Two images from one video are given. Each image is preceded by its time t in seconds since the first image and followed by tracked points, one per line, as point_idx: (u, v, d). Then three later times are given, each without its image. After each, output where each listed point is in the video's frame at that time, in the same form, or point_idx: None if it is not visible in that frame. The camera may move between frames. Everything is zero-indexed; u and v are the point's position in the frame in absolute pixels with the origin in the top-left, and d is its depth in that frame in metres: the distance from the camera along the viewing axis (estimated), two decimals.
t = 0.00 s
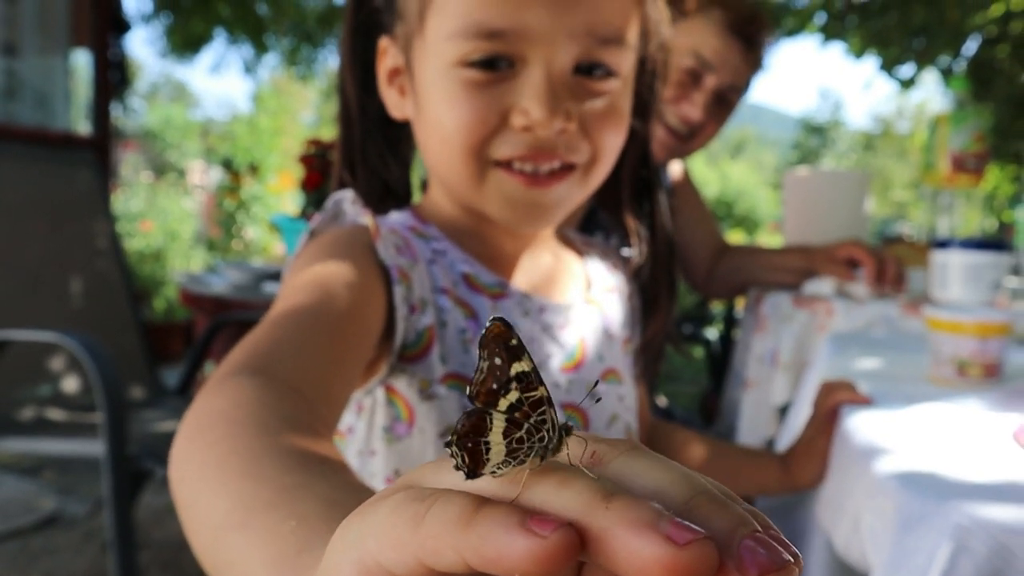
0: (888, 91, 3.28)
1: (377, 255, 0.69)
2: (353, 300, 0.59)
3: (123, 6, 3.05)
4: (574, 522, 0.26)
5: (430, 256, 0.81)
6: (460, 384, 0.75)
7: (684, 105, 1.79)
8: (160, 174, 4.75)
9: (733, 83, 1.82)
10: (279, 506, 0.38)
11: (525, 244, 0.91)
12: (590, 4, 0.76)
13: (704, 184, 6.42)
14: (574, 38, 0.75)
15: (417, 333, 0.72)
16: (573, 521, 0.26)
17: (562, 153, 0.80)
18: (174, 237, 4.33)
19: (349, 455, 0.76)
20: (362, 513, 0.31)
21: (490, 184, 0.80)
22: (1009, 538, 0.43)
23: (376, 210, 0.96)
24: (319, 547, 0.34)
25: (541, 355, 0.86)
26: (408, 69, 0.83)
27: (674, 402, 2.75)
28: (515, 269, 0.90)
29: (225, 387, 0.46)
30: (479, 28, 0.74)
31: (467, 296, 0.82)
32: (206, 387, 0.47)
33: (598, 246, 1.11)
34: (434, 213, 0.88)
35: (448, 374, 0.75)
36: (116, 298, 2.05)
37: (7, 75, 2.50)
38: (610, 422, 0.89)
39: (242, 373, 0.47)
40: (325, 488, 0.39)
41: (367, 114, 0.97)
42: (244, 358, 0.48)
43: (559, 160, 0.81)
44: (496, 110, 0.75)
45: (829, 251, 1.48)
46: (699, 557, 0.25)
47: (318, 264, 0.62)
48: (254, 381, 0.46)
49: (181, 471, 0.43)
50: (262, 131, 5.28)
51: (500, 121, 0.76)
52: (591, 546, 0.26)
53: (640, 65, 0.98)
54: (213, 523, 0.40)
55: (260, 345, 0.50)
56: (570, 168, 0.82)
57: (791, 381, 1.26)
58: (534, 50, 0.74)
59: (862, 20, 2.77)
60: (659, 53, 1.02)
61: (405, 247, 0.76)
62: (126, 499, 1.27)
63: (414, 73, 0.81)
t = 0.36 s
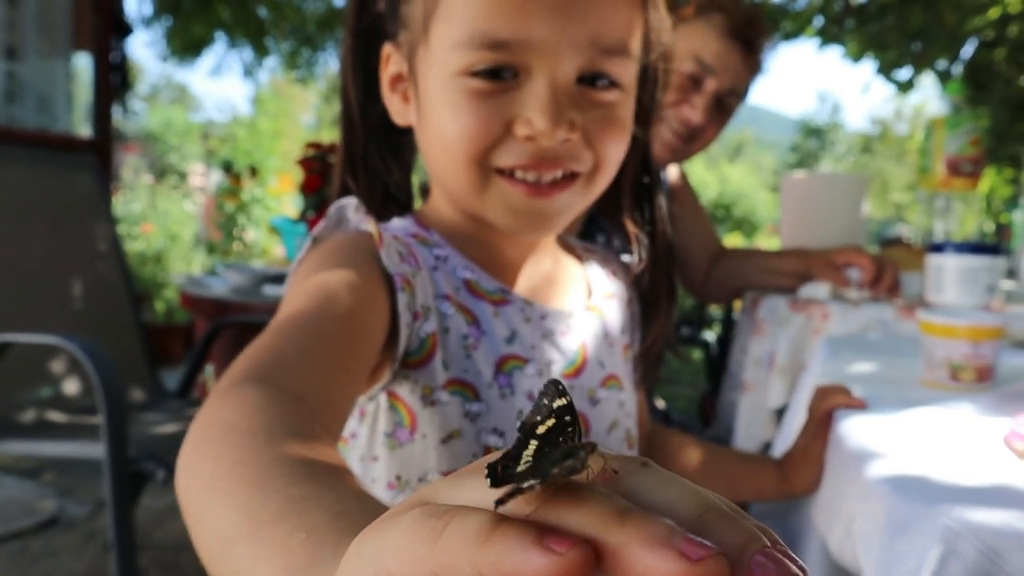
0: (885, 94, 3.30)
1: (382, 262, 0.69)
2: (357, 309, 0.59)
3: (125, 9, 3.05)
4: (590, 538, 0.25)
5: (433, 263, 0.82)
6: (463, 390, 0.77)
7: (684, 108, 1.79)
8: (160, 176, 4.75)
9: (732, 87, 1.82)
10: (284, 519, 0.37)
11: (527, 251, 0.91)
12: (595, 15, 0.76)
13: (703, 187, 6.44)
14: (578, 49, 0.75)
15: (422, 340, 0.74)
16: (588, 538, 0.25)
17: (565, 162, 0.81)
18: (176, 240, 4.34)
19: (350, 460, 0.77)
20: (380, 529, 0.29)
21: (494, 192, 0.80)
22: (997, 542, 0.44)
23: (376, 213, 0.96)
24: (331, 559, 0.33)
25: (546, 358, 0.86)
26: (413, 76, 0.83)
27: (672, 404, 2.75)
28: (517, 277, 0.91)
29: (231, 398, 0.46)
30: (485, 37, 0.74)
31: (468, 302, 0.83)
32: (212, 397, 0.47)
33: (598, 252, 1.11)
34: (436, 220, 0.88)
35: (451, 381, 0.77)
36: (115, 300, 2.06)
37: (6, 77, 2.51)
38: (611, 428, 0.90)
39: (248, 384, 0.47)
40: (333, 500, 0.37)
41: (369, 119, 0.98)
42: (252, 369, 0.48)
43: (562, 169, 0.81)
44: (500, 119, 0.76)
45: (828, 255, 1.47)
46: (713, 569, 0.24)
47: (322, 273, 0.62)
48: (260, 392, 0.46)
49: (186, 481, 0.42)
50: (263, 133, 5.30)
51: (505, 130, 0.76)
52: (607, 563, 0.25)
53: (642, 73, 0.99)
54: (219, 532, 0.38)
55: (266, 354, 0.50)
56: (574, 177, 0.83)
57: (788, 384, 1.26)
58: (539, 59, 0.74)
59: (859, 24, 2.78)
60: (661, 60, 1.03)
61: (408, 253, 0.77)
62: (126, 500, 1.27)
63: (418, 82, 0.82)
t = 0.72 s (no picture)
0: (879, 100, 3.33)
1: (387, 267, 0.70)
2: (362, 312, 0.61)
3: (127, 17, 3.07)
4: (595, 525, 0.22)
5: (436, 267, 0.83)
6: (465, 395, 0.79)
7: (680, 115, 1.81)
8: (160, 181, 4.77)
9: (727, 94, 1.85)
10: (290, 519, 0.37)
11: (528, 256, 0.93)
12: (598, 24, 0.76)
13: (699, 192, 6.47)
14: (582, 59, 0.76)
15: (425, 345, 0.75)
16: (594, 524, 0.22)
17: (566, 169, 0.82)
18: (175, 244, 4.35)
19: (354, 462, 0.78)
20: (397, 519, 0.28)
21: (496, 198, 0.82)
22: (986, 543, 0.46)
23: (380, 219, 0.99)
24: (338, 558, 0.33)
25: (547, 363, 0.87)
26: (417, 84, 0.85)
27: (668, 407, 2.77)
28: (519, 284, 0.93)
29: (240, 398, 0.47)
30: (488, 45, 0.75)
31: (471, 307, 0.84)
32: (220, 396, 0.48)
33: (598, 258, 1.13)
34: (439, 224, 0.90)
35: (453, 385, 0.78)
36: (116, 302, 2.03)
37: (8, 84, 2.52)
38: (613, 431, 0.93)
39: (256, 385, 0.48)
40: (338, 500, 0.38)
41: (374, 125, 0.99)
42: (260, 370, 0.50)
43: (563, 176, 0.83)
44: (503, 128, 0.77)
45: (820, 258, 1.44)
46: (721, 560, 0.21)
47: (328, 277, 0.64)
48: (267, 394, 0.47)
49: (191, 481, 0.43)
50: (261, 138, 5.32)
51: (508, 138, 0.77)
52: (616, 551, 0.21)
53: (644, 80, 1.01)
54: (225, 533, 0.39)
55: (274, 358, 0.51)
56: (575, 183, 0.84)
57: (783, 387, 1.30)
58: (542, 68, 0.74)
59: (854, 32, 2.81)
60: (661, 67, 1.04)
61: (412, 259, 0.78)
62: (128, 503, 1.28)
63: (423, 89, 0.83)
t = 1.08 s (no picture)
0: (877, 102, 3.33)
1: (387, 270, 0.70)
2: (362, 316, 0.61)
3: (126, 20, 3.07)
4: (603, 526, 0.21)
5: (436, 270, 0.83)
6: (466, 397, 0.79)
7: (678, 118, 1.81)
8: (159, 184, 4.76)
9: (726, 98, 1.85)
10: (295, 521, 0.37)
11: (527, 259, 0.94)
12: (598, 28, 0.76)
13: (698, 195, 6.47)
14: (581, 63, 0.76)
15: (426, 347, 0.75)
16: (601, 525, 0.21)
17: (566, 173, 0.82)
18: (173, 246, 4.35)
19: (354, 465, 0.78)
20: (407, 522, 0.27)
21: (495, 202, 0.82)
22: (981, 544, 0.46)
23: (378, 222, 0.99)
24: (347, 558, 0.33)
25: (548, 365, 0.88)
26: (416, 86, 0.85)
27: (666, 410, 2.77)
28: (517, 286, 0.93)
29: (242, 401, 0.46)
30: (488, 49, 0.75)
31: (470, 310, 0.84)
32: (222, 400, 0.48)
33: (597, 260, 1.13)
34: (438, 227, 0.90)
35: (454, 387, 0.78)
36: (113, 305, 2.03)
37: (7, 86, 2.53)
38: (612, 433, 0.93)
39: (256, 389, 0.47)
40: (342, 504, 0.37)
41: (373, 128, 0.99)
42: (262, 374, 0.49)
43: (562, 180, 0.83)
44: (503, 131, 0.77)
45: (817, 260, 1.45)
46: (734, 562, 0.20)
47: (327, 280, 0.64)
48: (269, 398, 0.47)
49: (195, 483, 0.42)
50: (260, 141, 5.32)
51: (508, 141, 0.77)
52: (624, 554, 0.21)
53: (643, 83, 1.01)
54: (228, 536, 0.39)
55: (274, 362, 0.51)
56: (574, 187, 0.84)
57: (781, 388, 1.29)
58: (541, 72, 0.75)
59: (852, 34, 2.81)
60: (659, 70, 1.04)
61: (411, 262, 0.78)
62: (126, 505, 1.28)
63: (422, 92, 0.83)
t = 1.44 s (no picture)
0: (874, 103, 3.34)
1: (389, 273, 0.70)
2: (363, 322, 0.61)
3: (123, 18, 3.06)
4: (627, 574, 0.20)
5: (438, 273, 0.83)
6: (469, 401, 0.79)
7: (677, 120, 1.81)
8: (156, 184, 4.75)
9: (725, 100, 1.85)
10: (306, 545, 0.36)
11: (528, 261, 0.94)
12: (598, 29, 0.76)
13: (695, 195, 6.47)
14: (582, 63, 0.76)
15: (428, 351, 0.75)
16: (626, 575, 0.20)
17: (567, 175, 0.82)
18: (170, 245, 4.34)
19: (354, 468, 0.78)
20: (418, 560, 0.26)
21: (496, 204, 0.82)
22: (980, 544, 0.46)
23: (378, 223, 0.99)
24: None
25: (550, 367, 0.88)
26: (416, 87, 0.85)
27: (664, 410, 2.77)
28: (519, 288, 0.93)
29: (245, 413, 0.46)
30: (490, 52, 0.75)
31: (473, 313, 0.84)
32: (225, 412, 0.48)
33: (597, 260, 1.13)
34: (439, 228, 0.90)
35: (457, 392, 0.78)
36: (111, 305, 2.03)
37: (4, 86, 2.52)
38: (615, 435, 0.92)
39: (260, 401, 0.47)
40: (351, 526, 0.37)
41: (371, 128, 0.99)
42: (265, 385, 0.49)
43: (565, 181, 0.83)
44: (505, 133, 0.77)
45: (815, 260, 1.45)
46: None
47: (328, 286, 0.63)
48: (276, 407, 0.47)
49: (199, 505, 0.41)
50: (254, 142, 5.29)
51: (509, 144, 0.77)
52: None
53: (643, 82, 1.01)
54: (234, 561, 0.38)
55: (276, 372, 0.50)
56: (576, 190, 0.85)
57: (779, 388, 1.30)
58: (542, 73, 0.75)
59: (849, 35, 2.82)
60: (661, 69, 1.05)
61: (414, 265, 0.78)
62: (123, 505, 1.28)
63: (421, 93, 0.83)
